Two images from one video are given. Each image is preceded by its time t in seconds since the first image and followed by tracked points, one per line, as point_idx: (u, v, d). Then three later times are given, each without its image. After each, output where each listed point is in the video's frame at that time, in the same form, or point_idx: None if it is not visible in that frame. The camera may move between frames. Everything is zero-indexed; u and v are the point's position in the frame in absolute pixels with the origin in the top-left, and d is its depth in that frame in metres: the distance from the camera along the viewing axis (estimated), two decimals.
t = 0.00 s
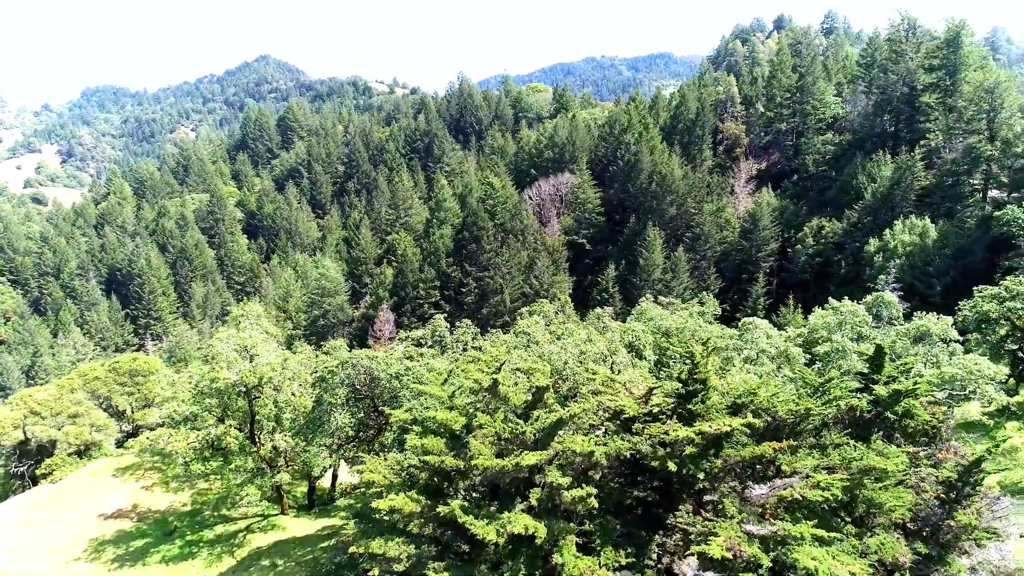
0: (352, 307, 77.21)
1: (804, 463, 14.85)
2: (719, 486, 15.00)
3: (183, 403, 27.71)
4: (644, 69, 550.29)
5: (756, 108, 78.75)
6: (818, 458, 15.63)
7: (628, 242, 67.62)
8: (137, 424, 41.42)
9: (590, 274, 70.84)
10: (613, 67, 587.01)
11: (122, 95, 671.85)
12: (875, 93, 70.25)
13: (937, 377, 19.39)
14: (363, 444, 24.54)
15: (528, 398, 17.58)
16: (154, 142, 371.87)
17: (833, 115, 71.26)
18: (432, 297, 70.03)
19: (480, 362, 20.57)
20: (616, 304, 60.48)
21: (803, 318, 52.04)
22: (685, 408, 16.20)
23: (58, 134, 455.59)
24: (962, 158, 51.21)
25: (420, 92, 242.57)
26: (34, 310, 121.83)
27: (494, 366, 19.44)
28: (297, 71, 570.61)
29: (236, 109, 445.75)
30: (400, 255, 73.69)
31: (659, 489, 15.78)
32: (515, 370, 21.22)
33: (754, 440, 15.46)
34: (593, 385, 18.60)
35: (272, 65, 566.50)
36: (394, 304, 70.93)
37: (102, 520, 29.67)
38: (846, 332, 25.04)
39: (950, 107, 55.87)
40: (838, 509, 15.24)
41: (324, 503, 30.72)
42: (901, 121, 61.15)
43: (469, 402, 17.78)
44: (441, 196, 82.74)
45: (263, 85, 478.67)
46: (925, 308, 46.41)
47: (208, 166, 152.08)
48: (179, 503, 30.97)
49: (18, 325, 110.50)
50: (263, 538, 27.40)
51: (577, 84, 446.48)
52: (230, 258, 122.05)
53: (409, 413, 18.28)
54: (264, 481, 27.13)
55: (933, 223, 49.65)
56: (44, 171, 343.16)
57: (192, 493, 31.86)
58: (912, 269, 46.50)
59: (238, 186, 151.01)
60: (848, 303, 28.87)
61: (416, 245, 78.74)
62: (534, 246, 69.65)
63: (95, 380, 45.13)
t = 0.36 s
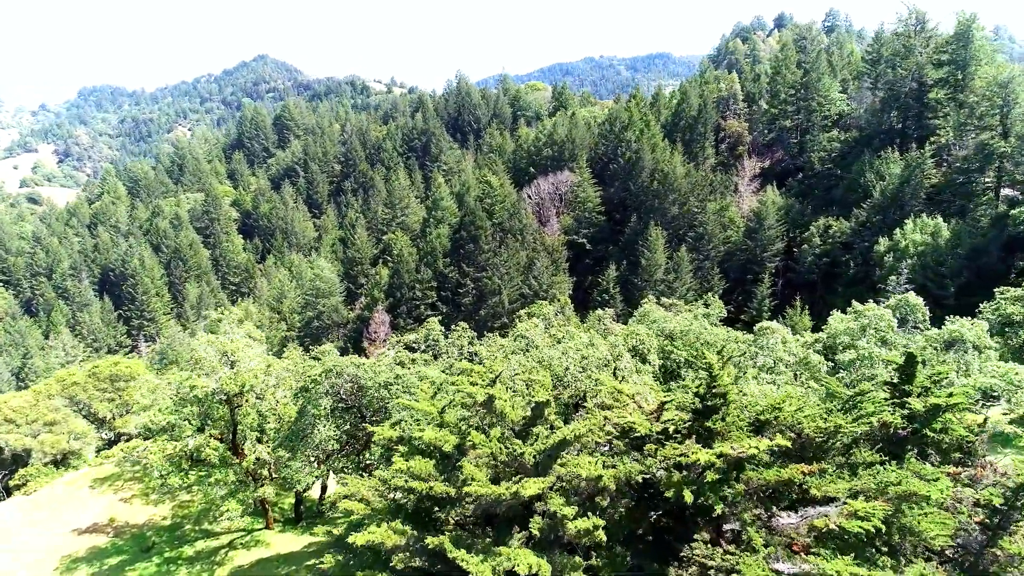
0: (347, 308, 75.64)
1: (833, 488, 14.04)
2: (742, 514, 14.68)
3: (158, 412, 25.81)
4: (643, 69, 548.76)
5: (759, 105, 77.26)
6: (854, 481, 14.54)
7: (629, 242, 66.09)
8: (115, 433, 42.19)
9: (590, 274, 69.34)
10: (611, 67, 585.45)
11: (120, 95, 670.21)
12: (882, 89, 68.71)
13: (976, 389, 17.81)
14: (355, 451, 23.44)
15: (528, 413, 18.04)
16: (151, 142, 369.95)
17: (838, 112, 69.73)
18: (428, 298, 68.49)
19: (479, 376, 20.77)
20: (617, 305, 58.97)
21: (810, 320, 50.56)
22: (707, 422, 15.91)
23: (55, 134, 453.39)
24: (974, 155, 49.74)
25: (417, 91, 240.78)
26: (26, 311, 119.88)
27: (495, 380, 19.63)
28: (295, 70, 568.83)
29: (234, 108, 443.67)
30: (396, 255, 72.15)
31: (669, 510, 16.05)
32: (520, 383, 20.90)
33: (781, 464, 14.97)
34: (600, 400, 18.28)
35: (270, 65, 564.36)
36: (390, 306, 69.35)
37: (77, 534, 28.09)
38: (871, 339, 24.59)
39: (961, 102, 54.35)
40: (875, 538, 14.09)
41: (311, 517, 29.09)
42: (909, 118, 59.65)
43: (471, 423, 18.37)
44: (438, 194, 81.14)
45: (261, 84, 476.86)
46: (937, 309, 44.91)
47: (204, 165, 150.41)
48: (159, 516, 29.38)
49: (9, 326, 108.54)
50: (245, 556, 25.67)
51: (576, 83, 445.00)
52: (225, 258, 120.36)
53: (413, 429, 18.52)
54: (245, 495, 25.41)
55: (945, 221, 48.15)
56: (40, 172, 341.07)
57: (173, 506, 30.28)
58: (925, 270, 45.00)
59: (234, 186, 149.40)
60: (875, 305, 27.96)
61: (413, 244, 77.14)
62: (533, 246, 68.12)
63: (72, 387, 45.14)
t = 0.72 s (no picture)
0: (339, 310, 74.04)
1: (866, 522, 14.09)
2: (760, 541, 14.37)
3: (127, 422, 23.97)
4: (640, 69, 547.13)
5: (759, 103, 75.77)
6: (889, 510, 14.62)
7: (627, 242, 64.61)
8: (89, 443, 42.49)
9: (588, 275, 67.88)
10: (607, 67, 583.82)
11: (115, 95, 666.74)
12: (886, 87, 67.46)
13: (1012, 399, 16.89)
14: (340, 465, 22.49)
15: (521, 438, 17.91)
16: (144, 142, 367.08)
17: (841, 109, 68.22)
18: (422, 300, 66.97)
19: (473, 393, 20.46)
20: (615, 308, 57.51)
21: (814, 322, 49.12)
22: (723, 443, 15.67)
23: (48, 134, 450.28)
24: (982, 152, 48.26)
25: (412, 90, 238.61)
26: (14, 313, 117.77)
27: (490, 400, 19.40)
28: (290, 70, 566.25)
29: (229, 108, 440.85)
30: (389, 255, 70.57)
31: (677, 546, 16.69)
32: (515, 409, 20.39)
33: (808, 494, 15.24)
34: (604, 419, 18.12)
35: (265, 64, 561.43)
36: (383, 307, 67.77)
37: (44, 552, 26.23)
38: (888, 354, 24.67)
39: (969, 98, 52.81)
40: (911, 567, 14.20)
41: (293, 535, 27.57)
42: (914, 114, 58.16)
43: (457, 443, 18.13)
44: (432, 194, 79.48)
45: (255, 84, 474.53)
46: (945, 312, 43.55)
47: (195, 165, 148.48)
48: (133, 534, 27.66)
49: None
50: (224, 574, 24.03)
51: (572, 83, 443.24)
52: (217, 259, 118.50)
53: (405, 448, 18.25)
54: (222, 512, 23.82)
55: (953, 221, 46.72)
56: (33, 172, 338.00)
57: (149, 522, 28.57)
58: (933, 271, 43.65)
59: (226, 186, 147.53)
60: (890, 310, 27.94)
61: (406, 244, 75.54)
62: (528, 246, 66.57)
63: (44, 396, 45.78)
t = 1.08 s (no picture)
0: (332, 312, 72.56)
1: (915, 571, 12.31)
2: None
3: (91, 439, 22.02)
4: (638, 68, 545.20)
5: (761, 100, 74.33)
6: (945, 551, 13.32)
7: (627, 242, 63.12)
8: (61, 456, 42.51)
9: (586, 277, 66.42)
10: (605, 66, 581.94)
11: (111, 95, 664.36)
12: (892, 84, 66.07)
13: None
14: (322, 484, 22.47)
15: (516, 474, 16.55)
16: (140, 142, 364.86)
17: (846, 106, 66.75)
18: (417, 302, 65.35)
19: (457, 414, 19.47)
20: (615, 310, 56.02)
21: (820, 325, 47.67)
22: (752, 475, 14.66)
23: (43, 134, 447.93)
24: (994, 149, 46.82)
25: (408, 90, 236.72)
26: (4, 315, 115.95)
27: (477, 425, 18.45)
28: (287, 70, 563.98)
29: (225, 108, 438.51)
30: (383, 257, 69.08)
31: None
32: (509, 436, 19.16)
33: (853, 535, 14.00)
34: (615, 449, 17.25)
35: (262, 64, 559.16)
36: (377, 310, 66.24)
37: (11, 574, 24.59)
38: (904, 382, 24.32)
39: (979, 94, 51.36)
40: None
41: (274, 553, 26.14)
42: (921, 112, 56.73)
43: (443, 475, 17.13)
44: (427, 194, 77.91)
45: (252, 84, 472.55)
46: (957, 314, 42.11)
47: (189, 165, 146.75)
48: (106, 553, 26.08)
49: None
50: None
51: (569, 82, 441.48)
52: (211, 260, 116.87)
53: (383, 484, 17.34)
54: (198, 534, 22.15)
55: (965, 220, 45.29)
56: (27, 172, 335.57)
57: (123, 540, 27.01)
58: (944, 272, 42.19)
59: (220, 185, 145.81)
60: (920, 322, 27.59)
61: (400, 245, 73.98)
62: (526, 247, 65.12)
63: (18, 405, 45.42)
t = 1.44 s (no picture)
0: (327, 315, 71.17)
1: None
2: None
3: (58, 457, 20.69)
4: (637, 68, 544.30)
5: (764, 99, 72.93)
6: None
7: (628, 243, 61.68)
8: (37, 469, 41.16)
9: (587, 279, 65.02)
10: (604, 66, 580.12)
11: (109, 95, 662.66)
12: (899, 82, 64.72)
13: None
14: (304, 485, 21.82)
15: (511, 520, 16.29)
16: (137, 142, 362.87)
17: (851, 105, 65.34)
18: (413, 305, 63.89)
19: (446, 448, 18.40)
20: (616, 313, 54.63)
21: (828, 329, 46.23)
22: (785, 521, 13.78)
23: (41, 134, 446.12)
24: (1007, 148, 45.43)
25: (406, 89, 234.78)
26: None
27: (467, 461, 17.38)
28: (285, 70, 562.13)
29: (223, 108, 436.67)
30: (379, 258, 67.67)
31: None
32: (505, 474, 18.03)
33: None
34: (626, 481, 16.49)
35: (260, 64, 557.36)
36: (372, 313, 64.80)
37: None
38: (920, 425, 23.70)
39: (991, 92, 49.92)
40: None
41: None
42: (930, 110, 55.38)
43: (428, 517, 16.03)
44: (424, 194, 76.46)
45: (251, 84, 470.93)
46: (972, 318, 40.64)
47: (184, 165, 145.18)
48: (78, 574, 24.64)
49: None
50: None
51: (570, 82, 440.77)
52: (206, 261, 115.36)
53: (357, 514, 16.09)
54: (170, 562, 19.82)
55: (978, 221, 43.91)
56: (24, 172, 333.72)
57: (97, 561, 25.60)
58: (959, 275, 40.76)
59: (216, 186, 144.28)
60: (955, 335, 27.20)
61: (397, 247, 72.48)
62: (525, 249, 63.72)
63: None
